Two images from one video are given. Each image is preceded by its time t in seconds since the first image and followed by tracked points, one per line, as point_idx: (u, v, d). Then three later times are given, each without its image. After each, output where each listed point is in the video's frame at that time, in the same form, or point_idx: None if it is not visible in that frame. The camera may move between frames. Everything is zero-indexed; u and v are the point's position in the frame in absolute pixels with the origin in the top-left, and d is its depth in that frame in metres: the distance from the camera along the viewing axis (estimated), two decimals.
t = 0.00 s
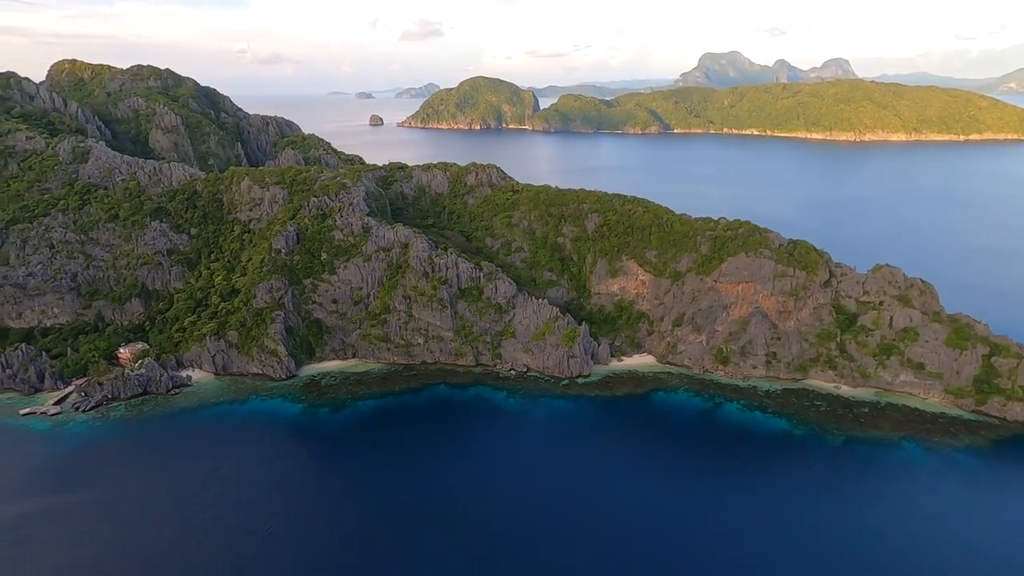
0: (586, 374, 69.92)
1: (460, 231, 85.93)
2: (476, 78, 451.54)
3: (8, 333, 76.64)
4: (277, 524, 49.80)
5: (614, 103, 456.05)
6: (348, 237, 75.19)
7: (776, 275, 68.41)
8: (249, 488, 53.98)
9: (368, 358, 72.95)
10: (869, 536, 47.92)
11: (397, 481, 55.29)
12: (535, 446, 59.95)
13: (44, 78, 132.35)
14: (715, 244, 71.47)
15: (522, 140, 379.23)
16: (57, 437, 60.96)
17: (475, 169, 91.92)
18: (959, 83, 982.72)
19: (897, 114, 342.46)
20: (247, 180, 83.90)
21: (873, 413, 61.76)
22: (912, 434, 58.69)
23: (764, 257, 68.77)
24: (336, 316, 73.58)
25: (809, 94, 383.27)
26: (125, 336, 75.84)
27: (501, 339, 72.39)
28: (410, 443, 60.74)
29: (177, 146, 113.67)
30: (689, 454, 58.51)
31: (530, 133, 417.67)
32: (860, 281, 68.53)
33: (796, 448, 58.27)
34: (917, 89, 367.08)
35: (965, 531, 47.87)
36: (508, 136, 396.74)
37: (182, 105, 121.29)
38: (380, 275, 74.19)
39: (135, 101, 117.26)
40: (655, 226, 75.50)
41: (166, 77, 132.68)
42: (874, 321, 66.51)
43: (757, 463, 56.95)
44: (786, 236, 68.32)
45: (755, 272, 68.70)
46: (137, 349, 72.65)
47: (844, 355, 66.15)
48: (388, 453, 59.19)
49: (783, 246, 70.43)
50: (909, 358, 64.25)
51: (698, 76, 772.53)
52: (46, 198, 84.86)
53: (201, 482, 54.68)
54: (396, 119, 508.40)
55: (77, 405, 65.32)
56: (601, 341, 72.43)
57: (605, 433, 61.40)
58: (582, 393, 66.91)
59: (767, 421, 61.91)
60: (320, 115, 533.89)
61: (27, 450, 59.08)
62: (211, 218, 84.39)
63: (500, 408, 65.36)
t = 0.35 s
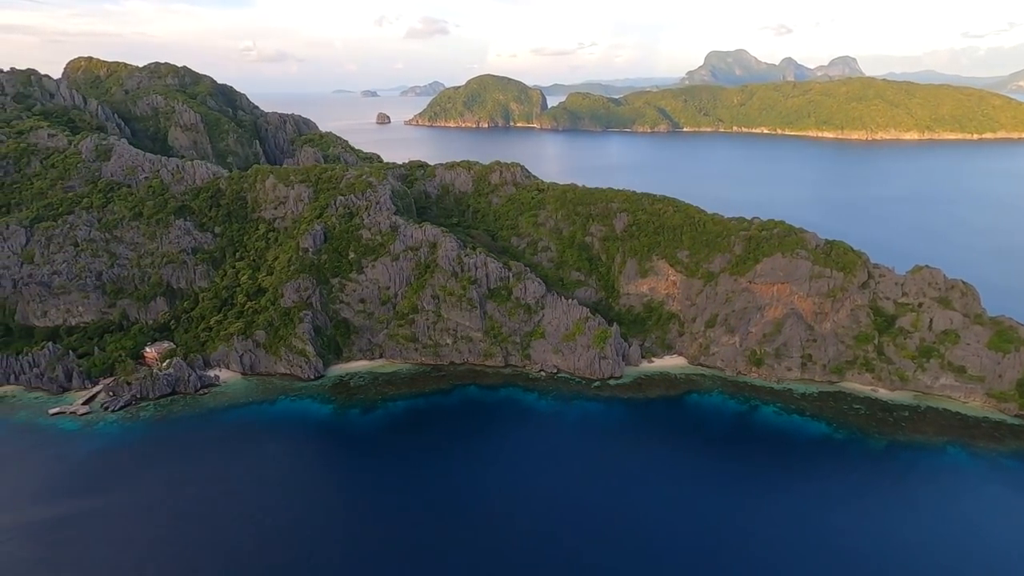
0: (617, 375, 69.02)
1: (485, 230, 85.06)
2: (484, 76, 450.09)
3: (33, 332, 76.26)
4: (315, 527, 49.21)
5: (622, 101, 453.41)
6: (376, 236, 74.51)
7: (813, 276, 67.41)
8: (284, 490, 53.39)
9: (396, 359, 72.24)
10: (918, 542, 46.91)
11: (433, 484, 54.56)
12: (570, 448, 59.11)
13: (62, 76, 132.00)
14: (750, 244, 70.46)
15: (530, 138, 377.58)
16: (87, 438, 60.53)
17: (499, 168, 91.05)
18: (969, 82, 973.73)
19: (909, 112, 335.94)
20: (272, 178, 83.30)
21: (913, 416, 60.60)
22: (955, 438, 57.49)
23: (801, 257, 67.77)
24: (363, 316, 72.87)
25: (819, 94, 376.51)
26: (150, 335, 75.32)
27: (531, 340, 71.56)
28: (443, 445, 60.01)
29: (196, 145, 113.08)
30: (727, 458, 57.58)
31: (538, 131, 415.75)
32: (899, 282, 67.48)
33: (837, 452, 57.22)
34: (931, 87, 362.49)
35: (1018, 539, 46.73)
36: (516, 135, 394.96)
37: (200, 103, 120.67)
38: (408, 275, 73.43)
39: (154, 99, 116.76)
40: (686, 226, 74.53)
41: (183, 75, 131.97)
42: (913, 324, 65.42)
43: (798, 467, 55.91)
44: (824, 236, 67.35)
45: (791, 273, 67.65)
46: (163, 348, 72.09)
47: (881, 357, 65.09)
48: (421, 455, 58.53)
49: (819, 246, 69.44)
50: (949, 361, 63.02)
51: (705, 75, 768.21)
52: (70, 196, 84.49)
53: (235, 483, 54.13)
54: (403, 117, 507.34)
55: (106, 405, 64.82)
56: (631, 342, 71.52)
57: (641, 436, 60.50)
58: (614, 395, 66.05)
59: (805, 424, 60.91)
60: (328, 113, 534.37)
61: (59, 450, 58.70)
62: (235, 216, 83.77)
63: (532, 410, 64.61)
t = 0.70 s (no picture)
0: (649, 377, 68.12)
1: (510, 230, 84.17)
2: (492, 74, 448.15)
3: (59, 331, 75.94)
4: (355, 529, 48.61)
5: (630, 99, 450.31)
6: (404, 235, 73.78)
7: (850, 277, 66.53)
8: (320, 492, 52.85)
9: (423, 359, 71.49)
10: (971, 548, 45.81)
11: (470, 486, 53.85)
12: (605, 450, 58.28)
13: (79, 74, 131.66)
14: (785, 244, 69.53)
15: (538, 136, 375.28)
16: (119, 438, 60.12)
17: (524, 166, 90.19)
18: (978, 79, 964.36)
19: (921, 111, 326.49)
20: (297, 176, 82.75)
21: (955, 420, 59.38)
22: (1000, 443, 56.25)
23: (839, 258, 66.88)
24: (391, 315, 72.13)
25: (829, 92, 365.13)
26: (176, 334, 74.84)
27: (561, 340, 70.75)
28: (477, 446, 59.33)
29: (215, 142, 112.62)
30: (766, 461, 56.63)
31: (546, 129, 413.14)
32: (938, 283, 66.46)
33: (878, 456, 56.17)
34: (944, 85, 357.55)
35: None
36: (523, 132, 392.55)
37: (218, 100, 120.13)
38: (437, 274, 72.67)
39: (173, 96, 116.38)
40: (718, 225, 73.59)
41: (200, 72, 131.20)
42: (953, 326, 64.33)
43: (839, 471, 54.89)
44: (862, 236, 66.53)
45: (828, 274, 66.75)
46: (189, 347, 71.53)
47: (920, 360, 63.92)
48: (455, 457, 57.82)
49: (857, 247, 68.57)
50: (991, 364, 61.81)
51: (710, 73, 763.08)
52: (94, 194, 84.17)
53: (271, 484, 53.63)
54: (410, 115, 505.89)
55: (135, 405, 64.37)
56: (663, 343, 70.58)
57: (678, 439, 59.60)
58: (647, 397, 65.13)
59: (844, 428, 59.85)
60: (334, 111, 533.16)
61: (92, 450, 58.32)
62: (259, 215, 83.17)
63: (565, 411, 63.80)
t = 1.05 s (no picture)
0: (682, 379, 67.13)
1: (536, 229, 83.31)
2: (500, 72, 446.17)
3: (84, 328, 75.54)
4: (394, 533, 47.90)
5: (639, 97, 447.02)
6: (433, 234, 73.08)
7: (889, 279, 65.65)
8: (356, 494, 52.18)
9: (452, 359, 70.73)
10: None
11: (507, 489, 53.09)
12: (642, 454, 57.39)
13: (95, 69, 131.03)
14: (822, 246, 68.55)
15: (546, 134, 372.69)
16: (149, 438, 59.61)
17: (549, 165, 89.34)
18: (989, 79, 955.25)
19: (934, 110, 320.46)
20: (322, 174, 82.14)
21: (998, 425, 58.12)
22: None
23: (878, 260, 66.00)
24: (418, 315, 71.45)
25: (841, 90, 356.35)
26: (201, 332, 74.31)
27: (591, 341, 69.92)
28: (511, 449, 58.54)
29: (234, 139, 112.04)
30: (806, 466, 55.68)
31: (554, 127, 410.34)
32: (980, 286, 65.33)
33: (922, 462, 55.04)
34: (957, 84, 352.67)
35: None
36: (531, 130, 389.79)
37: (236, 97, 119.46)
38: (466, 274, 71.88)
39: (192, 92, 115.84)
40: (752, 226, 72.67)
41: (218, 68, 130.44)
42: (994, 329, 63.14)
43: (882, 477, 53.83)
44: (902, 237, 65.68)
45: (866, 276, 65.81)
46: (216, 345, 70.92)
47: (959, 363, 62.70)
48: (490, 460, 57.05)
49: (895, 248, 67.67)
50: None
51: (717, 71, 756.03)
52: (117, 191, 83.69)
53: (306, 487, 52.98)
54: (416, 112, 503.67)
55: (163, 404, 63.79)
56: (695, 345, 69.61)
57: (715, 443, 58.67)
58: (681, 400, 64.16)
59: (884, 433, 58.77)
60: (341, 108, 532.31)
61: (123, 450, 57.78)
62: (283, 212, 82.51)
63: (598, 413, 62.97)
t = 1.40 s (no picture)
0: (715, 381, 66.24)
1: (561, 228, 82.36)
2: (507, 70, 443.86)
3: (107, 327, 74.96)
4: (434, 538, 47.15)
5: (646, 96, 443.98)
6: (462, 233, 72.47)
7: (928, 281, 64.70)
8: (392, 497, 51.52)
9: (480, 359, 70.01)
10: None
11: (544, 492, 52.39)
12: (679, 457, 56.58)
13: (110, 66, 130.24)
14: (858, 247, 67.85)
15: (553, 132, 369.67)
16: (180, 438, 59.08)
17: (573, 163, 88.41)
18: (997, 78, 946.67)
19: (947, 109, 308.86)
20: (347, 172, 81.48)
21: None
22: None
23: (917, 261, 65.14)
24: (446, 315, 70.71)
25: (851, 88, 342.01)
26: (226, 332, 73.77)
27: (621, 342, 69.09)
28: (546, 451, 57.76)
29: (251, 136, 111.02)
30: (847, 471, 54.78)
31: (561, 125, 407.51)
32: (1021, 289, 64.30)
33: (966, 467, 54.07)
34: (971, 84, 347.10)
35: None
36: (538, 127, 386.94)
37: (254, 94, 118.75)
38: (494, 274, 71.19)
39: (209, 89, 115.23)
40: (785, 226, 71.94)
41: (234, 65, 129.61)
42: None
43: (926, 482, 52.88)
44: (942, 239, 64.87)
45: (905, 277, 64.99)
46: (242, 345, 70.26)
47: (999, 367, 61.68)
48: (525, 462, 56.37)
49: (934, 249, 66.75)
50: None
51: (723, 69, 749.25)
52: (140, 188, 83.08)
53: (342, 489, 52.33)
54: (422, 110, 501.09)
55: (192, 404, 63.17)
56: (727, 347, 68.72)
57: (752, 446, 57.86)
58: (715, 402, 63.30)
59: (925, 437, 57.79)
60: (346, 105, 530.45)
61: (154, 451, 57.26)
62: (308, 211, 81.89)
63: (631, 415, 62.21)
